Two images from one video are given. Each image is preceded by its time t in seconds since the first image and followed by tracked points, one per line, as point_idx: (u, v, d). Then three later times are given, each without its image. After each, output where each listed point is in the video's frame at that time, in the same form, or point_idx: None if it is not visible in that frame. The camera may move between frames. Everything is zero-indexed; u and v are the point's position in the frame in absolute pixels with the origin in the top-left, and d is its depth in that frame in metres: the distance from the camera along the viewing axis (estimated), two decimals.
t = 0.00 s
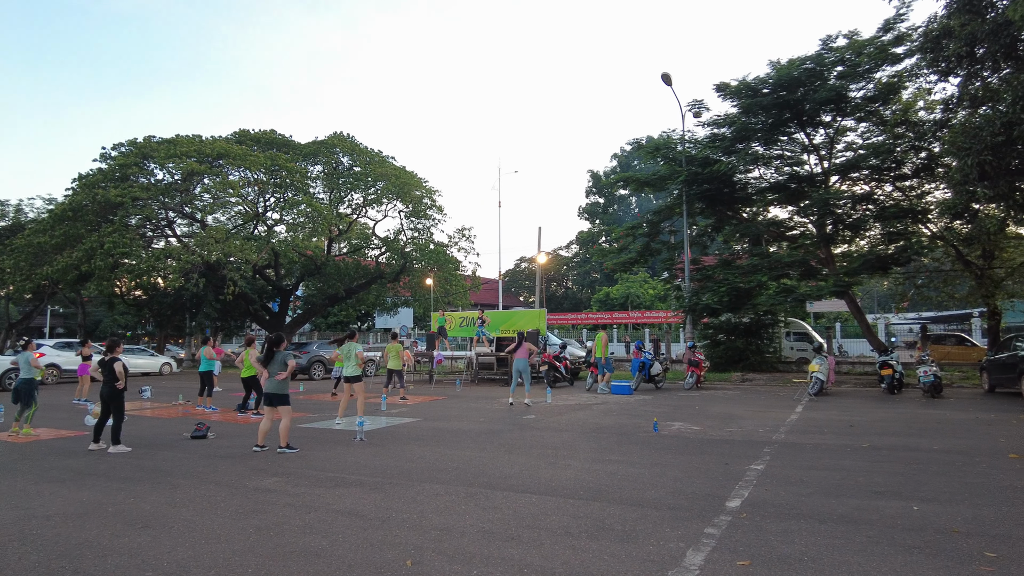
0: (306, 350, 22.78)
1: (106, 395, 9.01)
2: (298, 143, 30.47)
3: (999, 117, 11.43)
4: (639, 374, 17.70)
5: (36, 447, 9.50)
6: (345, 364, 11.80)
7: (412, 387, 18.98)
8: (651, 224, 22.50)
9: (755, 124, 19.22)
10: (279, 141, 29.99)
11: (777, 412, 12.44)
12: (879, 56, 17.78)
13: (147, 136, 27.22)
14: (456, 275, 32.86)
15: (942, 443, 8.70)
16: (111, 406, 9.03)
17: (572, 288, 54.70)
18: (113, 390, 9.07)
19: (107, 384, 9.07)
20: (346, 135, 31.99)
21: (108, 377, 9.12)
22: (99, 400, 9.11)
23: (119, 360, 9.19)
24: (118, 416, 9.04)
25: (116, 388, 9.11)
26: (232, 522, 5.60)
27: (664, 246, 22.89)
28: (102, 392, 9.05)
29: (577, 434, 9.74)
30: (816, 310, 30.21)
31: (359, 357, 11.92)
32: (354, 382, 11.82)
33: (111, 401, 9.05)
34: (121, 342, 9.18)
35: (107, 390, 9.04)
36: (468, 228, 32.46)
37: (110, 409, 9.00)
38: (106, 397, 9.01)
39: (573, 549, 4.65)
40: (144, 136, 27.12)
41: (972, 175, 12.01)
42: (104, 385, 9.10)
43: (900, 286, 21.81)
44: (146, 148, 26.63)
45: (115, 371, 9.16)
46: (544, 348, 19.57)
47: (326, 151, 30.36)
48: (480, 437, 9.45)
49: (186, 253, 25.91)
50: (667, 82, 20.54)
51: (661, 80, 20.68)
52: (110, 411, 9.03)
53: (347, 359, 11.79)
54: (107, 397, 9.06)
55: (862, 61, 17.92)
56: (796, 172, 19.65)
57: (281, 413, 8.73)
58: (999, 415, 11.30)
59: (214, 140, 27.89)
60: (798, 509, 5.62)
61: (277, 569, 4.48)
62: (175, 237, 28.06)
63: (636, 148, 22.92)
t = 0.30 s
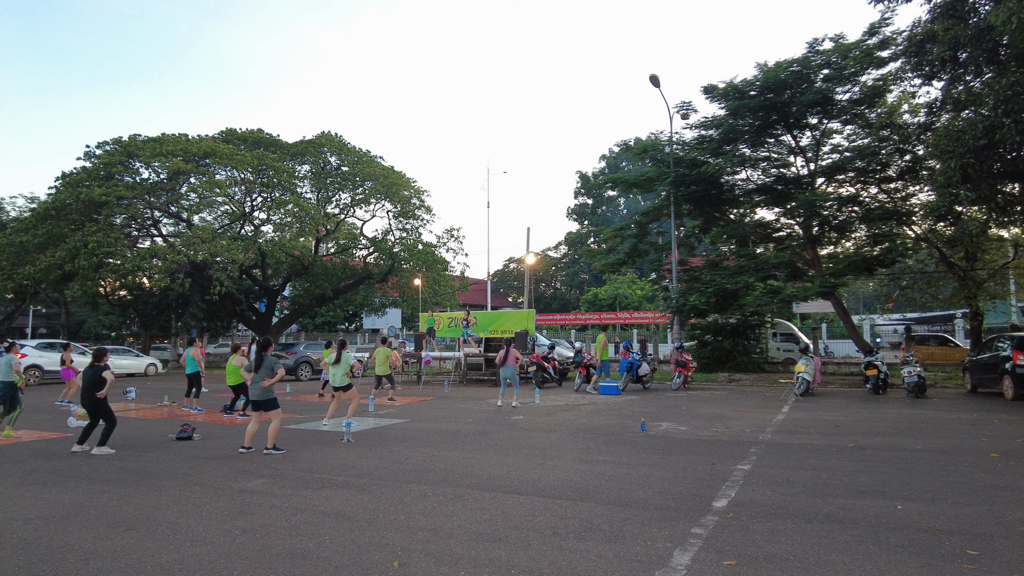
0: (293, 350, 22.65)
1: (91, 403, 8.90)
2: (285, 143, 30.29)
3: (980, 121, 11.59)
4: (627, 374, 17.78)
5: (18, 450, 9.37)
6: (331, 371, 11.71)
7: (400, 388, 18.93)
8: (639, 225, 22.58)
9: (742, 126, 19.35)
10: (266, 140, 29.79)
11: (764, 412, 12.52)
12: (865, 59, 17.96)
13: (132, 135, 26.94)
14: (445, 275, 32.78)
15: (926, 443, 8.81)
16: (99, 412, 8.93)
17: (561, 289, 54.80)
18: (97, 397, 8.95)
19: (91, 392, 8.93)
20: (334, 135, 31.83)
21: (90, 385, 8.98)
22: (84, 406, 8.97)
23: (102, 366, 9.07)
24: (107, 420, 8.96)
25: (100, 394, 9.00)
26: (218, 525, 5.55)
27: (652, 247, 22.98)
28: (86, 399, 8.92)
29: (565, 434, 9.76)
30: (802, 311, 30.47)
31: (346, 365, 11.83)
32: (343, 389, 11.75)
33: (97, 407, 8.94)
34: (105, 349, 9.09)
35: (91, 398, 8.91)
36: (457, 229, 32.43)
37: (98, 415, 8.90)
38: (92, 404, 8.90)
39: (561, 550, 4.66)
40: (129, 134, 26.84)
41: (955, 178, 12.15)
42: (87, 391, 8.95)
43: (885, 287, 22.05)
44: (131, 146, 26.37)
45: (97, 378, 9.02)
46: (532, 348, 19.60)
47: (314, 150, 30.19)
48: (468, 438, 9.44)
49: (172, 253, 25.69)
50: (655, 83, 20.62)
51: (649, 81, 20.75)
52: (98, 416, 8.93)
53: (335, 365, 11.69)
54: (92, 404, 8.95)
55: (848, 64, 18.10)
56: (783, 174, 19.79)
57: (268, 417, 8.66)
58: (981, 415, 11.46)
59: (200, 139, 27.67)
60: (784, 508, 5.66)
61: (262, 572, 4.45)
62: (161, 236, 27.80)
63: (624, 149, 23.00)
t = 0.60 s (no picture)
0: (279, 351, 22.51)
1: (66, 395, 8.79)
2: (272, 142, 30.09)
3: (963, 124, 11.74)
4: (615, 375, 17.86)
5: None
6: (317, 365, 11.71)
7: (388, 389, 18.87)
8: (626, 226, 22.67)
9: (729, 128, 19.47)
10: (253, 139, 29.59)
11: (749, 413, 12.61)
12: (850, 63, 18.15)
13: (116, 134, 26.65)
14: (432, 275, 32.71)
15: (909, 443, 8.91)
16: (72, 409, 8.82)
17: (549, 290, 54.87)
18: (73, 389, 8.84)
19: (68, 384, 8.84)
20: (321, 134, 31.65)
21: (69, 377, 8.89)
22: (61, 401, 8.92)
23: (81, 358, 8.98)
24: (80, 418, 8.86)
25: (76, 387, 8.88)
26: (202, 528, 5.50)
27: (639, 248, 23.06)
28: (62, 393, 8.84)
29: (552, 435, 9.77)
30: (788, 311, 30.72)
31: (333, 359, 11.85)
32: (328, 382, 11.72)
33: (71, 400, 8.83)
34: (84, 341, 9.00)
35: (66, 390, 8.81)
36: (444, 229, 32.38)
37: (70, 412, 8.81)
38: (66, 396, 8.79)
39: (548, 551, 4.65)
40: (113, 133, 26.55)
41: (938, 181, 12.29)
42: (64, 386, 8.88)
43: (870, 288, 22.26)
44: (116, 145, 26.09)
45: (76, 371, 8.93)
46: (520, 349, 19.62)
47: (301, 150, 30.01)
48: (455, 439, 9.42)
49: (157, 253, 25.44)
50: (643, 85, 20.70)
51: (637, 83, 20.83)
52: (71, 413, 8.83)
53: (322, 358, 11.71)
54: (67, 396, 8.84)
55: (834, 67, 18.27)
56: (769, 176, 19.95)
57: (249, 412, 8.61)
58: (964, 415, 11.59)
59: (186, 139, 27.43)
60: (769, 509, 5.70)
61: None
62: (146, 236, 27.52)
63: (612, 150, 23.07)
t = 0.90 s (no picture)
0: (263, 353, 22.32)
1: (40, 403, 8.62)
2: (257, 142, 29.86)
3: (944, 129, 11.89)
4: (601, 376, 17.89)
5: None
6: (295, 370, 11.57)
7: (373, 391, 18.77)
8: (612, 228, 22.71)
9: (715, 131, 19.59)
10: (237, 139, 29.34)
11: (734, 414, 12.68)
12: (834, 67, 18.34)
13: (98, 132, 26.31)
14: (419, 277, 32.58)
15: (891, 443, 9.00)
16: (46, 417, 8.65)
17: (536, 291, 54.87)
18: (47, 397, 8.68)
19: (41, 392, 8.68)
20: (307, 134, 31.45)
21: (41, 386, 8.72)
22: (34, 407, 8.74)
23: (54, 366, 8.86)
24: (55, 425, 8.71)
25: (50, 395, 8.74)
26: (182, 532, 5.43)
27: (625, 250, 23.12)
28: (34, 400, 8.67)
29: (537, 437, 9.76)
30: (773, 313, 30.95)
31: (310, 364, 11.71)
32: (308, 388, 11.61)
33: (45, 408, 8.66)
34: (58, 347, 8.88)
35: (40, 398, 8.65)
36: (431, 230, 32.31)
37: (43, 420, 8.63)
38: (40, 404, 8.63)
39: (532, 554, 4.64)
40: (95, 132, 26.21)
41: (919, 184, 12.42)
42: (38, 392, 8.71)
43: (853, 290, 22.49)
44: (97, 144, 25.74)
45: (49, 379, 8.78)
46: (507, 351, 19.59)
47: (286, 150, 29.80)
48: (440, 442, 9.38)
49: (140, 253, 25.14)
50: (629, 88, 20.78)
51: (623, 86, 20.90)
52: (44, 420, 8.66)
53: (299, 364, 11.57)
54: (41, 404, 8.66)
55: (818, 71, 18.44)
56: (754, 179, 20.10)
57: (229, 418, 8.49)
58: (944, 416, 11.73)
59: (170, 138, 27.15)
60: (753, 510, 5.72)
61: None
62: (128, 236, 27.18)
63: (598, 153, 23.14)
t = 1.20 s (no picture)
0: (250, 355, 22.14)
1: (17, 406, 8.48)
2: (244, 142, 29.66)
3: (928, 133, 12.01)
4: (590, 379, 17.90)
5: None
6: (285, 373, 11.46)
7: (361, 393, 18.68)
8: (601, 230, 22.74)
9: (702, 134, 19.70)
10: (225, 140, 29.13)
11: (722, 416, 12.72)
12: (820, 71, 18.49)
13: (83, 132, 26.02)
14: (408, 279, 32.46)
15: (876, 445, 9.06)
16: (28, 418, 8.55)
17: (525, 293, 54.87)
18: (24, 399, 8.53)
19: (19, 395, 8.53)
20: (295, 135, 31.28)
21: (19, 388, 8.57)
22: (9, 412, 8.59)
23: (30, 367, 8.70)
24: (35, 428, 8.58)
25: (28, 397, 8.58)
26: (166, 538, 5.36)
27: (614, 253, 23.17)
28: (10, 404, 8.51)
29: (525, 440, 9.73)
30: (761, 315, 31.15)
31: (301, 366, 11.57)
32: (298, 389, 11.50)
33: (24, 411, 8.51)
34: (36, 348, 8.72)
35: (17, 401, 8.50)
36: (420, 232, 32.25)
37: (23, 423, 8.50)
38: (18, 407, 8.48)
39: (519, 558, 4.62)
40: (80, 132, 25.92)
41: (905, 188, 12.52)
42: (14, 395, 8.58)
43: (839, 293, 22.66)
44: (82, 144, 25.42)
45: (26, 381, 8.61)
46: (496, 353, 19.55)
47: (274, 151, 29.63)
48: (428, 445, 9.34)
49: (125, 255, 24.88)
50: (617, 90, 20.85)
51: (612, 89, 20.97)
52: (25, 422, 8.54)
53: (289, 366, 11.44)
54: (18, 408, 8.50)
55: (805, 75, 18.60)
56: (741, 182, 20.24)
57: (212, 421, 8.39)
58: (929, 418, 11.84)
59: (156, 138, 26.91)
60: (740, 513, 5.73)
61: None
62: (113, 237, 26.89)
63: (587, 155, 23.20)
